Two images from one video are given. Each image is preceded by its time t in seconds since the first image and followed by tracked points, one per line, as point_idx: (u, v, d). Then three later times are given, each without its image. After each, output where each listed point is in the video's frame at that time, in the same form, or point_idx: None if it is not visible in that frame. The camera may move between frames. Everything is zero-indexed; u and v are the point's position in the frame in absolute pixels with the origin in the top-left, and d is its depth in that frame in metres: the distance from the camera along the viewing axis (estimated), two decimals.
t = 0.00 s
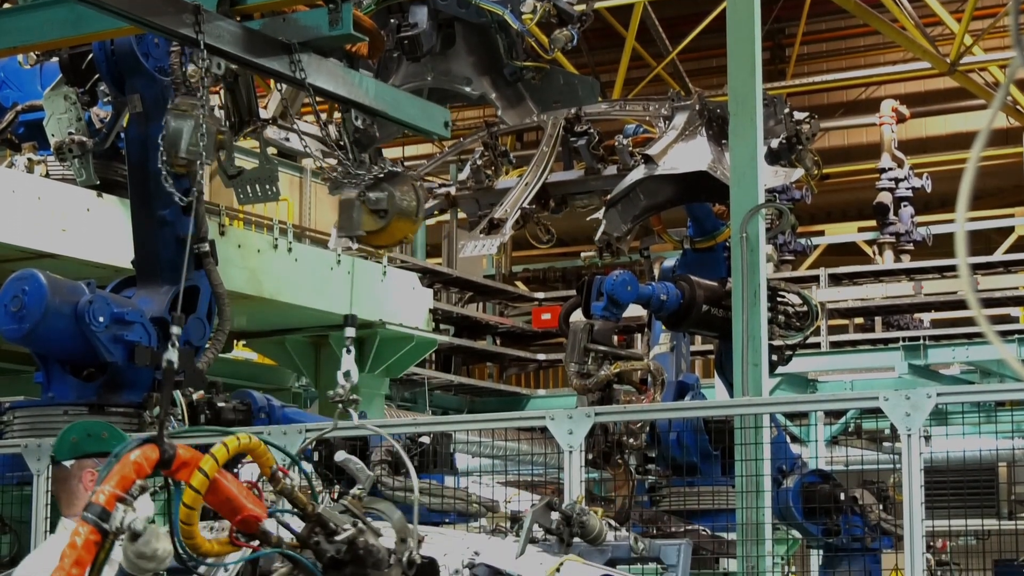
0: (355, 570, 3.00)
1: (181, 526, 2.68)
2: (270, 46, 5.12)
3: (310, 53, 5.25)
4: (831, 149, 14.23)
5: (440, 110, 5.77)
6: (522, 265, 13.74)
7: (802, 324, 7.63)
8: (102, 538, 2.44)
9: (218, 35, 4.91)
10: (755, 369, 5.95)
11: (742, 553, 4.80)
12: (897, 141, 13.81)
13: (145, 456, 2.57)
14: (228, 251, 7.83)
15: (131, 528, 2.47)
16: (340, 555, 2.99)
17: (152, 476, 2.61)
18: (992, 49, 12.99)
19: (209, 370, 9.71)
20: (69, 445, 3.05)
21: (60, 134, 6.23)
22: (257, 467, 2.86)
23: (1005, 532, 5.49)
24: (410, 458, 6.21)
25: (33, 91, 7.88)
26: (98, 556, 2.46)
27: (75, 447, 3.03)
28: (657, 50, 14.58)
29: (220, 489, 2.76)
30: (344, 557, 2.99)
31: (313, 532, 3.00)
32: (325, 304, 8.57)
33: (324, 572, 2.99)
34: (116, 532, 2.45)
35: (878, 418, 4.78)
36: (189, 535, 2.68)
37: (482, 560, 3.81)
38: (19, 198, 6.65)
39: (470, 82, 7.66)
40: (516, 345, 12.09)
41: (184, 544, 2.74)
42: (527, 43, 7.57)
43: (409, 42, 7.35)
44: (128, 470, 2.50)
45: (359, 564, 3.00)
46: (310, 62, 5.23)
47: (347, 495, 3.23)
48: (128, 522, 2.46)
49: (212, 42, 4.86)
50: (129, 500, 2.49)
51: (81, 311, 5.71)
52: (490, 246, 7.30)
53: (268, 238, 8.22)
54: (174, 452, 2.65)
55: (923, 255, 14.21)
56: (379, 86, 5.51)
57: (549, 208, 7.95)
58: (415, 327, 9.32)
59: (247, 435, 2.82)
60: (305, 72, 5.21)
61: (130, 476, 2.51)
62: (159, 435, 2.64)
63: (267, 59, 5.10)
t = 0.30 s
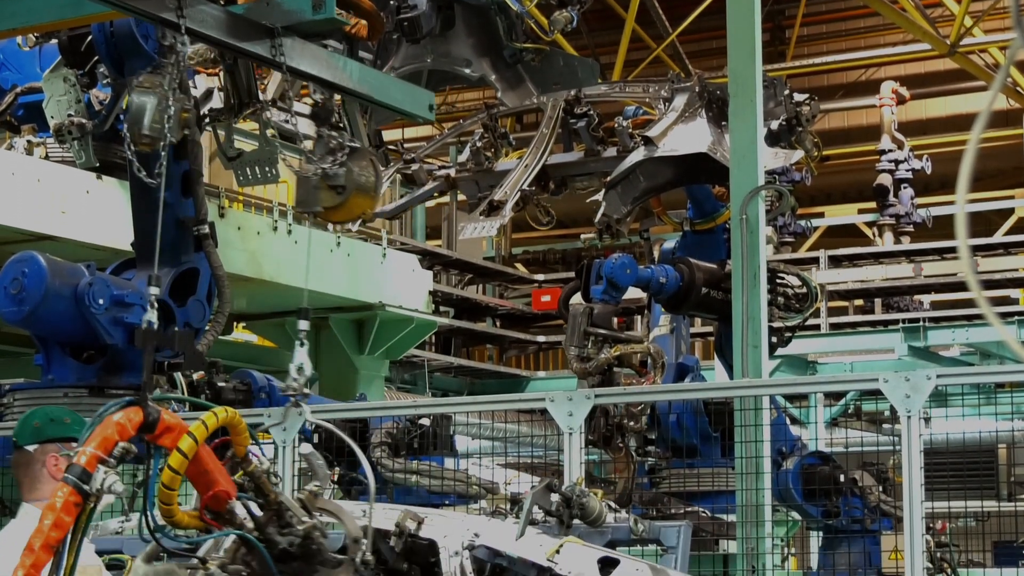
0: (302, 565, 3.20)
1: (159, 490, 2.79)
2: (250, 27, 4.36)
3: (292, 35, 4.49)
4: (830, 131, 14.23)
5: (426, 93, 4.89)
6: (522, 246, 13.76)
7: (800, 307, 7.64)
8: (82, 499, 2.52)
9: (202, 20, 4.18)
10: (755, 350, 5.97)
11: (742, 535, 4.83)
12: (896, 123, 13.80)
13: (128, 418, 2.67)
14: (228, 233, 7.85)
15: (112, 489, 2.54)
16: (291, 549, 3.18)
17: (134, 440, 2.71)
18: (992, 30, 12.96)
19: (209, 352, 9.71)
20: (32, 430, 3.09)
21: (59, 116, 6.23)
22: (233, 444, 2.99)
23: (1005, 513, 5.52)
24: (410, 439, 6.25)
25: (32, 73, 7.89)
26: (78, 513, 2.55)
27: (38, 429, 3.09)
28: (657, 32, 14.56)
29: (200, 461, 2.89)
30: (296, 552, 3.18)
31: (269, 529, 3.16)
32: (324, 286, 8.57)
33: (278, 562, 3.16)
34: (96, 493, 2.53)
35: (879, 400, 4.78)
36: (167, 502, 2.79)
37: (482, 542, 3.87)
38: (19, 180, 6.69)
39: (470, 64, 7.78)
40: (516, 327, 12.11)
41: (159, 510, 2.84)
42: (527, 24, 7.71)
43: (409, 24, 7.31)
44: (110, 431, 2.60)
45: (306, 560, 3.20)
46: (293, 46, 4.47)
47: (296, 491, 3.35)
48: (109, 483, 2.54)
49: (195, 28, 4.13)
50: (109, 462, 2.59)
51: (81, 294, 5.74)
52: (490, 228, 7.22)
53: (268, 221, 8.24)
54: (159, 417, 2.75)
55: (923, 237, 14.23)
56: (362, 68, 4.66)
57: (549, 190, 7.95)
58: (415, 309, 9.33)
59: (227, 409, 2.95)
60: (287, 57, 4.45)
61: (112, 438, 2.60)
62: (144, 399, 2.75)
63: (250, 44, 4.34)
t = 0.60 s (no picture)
0: (242, 551, 3.54)
1: (129, 481, 2.98)
2: (230, 19, 4.47)
3: (269, 23, 4.58)
4: (830, 117, 14.23)
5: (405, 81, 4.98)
6: (522, 233, 13.76)
7: (797, 293, 7.65)
8: (55, 496, 2.58)
9: (177, 9, 4.32)
10: (756, 336, 5.98)
11: (742, 520, 4.85)
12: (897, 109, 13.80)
13: (97, 412, 2.74)
14: (228, 219, 7.86)
15: (83, 484, 2.62)
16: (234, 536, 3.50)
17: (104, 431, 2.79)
18: (993, 15, 12.94)
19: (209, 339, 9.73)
20: (2, 419, 3.06)
21: (59, 101, 6.13)
22: (189, 436, 3.11)
23: (1005, 498, 5.55)
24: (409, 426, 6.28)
25: (32, 59, 7.88)
26: (52, 510, 2.60)
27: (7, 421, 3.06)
28: (658, 18, 14.54)
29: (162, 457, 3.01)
30: (237, 537, 3.51)
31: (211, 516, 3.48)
32: (323, 271, 8.59)
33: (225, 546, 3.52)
34: (69, 488, 2.60)
35: (879, 385, 4.79)
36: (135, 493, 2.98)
37: (482, 528, 3.87)
38: (19, 166, 6.69)
39: (469, 50, 7.84)
40: (516, 313, 12.11)
41: (125, 503, 3.04)
42: (527, 10, 7.74)
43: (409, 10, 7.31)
44: (80, 426, 2.66)
45: (247, 546, 3.53)
46: (269, 34, 4.56)
47: (235, 473, 3.62)
48: (80, 478, 2.61)
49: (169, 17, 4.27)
50: (80, 457, 2.65)
51: (81, 280, 5.80)
52: (490, 214, 7.14)
53: (268, 207, 8.25)
54: (127, 409, 2.84)
55: (923, 223, 14.22)
56: (341, 56, 4.75)
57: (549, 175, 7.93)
58: (416, 295, 9.35)
59: (189, 405, 3.06)
60: (262, 46, 4.54)
61: (84, 432, 2.67)
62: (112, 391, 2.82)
63: (226, 33, 4.44)
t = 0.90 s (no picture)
0: (195, 521, 3.55)
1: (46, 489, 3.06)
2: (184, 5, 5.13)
3: (226, 12, 5.25)
4: (830, 98, 14.22)
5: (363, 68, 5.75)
6: (522, 214, 13.76)
7: (794, 275, 7.68)
8: None
9: None
10: (755, 318, 5.98)
11: (742, 501, 4.87)
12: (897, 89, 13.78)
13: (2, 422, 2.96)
14: (227, 200, 7.85)
15: None
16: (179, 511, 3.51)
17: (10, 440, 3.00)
18: None
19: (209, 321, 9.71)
20: None
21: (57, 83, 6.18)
22: (98, 425, 3.21)
23: (1006, 478, 5.57)
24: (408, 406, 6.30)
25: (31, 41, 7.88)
26: None
27: None
28: None
29: (74, 451, 3.14)
30: (184, 510, 3.51)
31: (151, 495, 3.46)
32: (322, 253, 8.60)
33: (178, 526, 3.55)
34: None
35: (879, 366, 4.80)
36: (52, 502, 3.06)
37: (482, 509, 3.84)
38: (18, 148, 6.72)
39: (469, 31, 7.52)
40: (516, 295, 12.13)
41: (47, 508, 3.09)
42: None
43: None
44: None
45: (198, 516, 3.54)
46: (225, 22, 5.23)
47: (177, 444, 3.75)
48: None
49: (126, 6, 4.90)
50: None
51: (81, 262, 6.07)
52: (489, 195, 7.13)
53: (267, 187, 8.24)
54: (30, 416, 3.03)
55: (924, 203, 14.23)
56: (297, 44, 5.44)
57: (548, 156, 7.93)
58: (415, 276, 9.35)
59: (90, 396, 3.16)
60: (217, 32, 5.21)
61: None
62: (15, 400, 3.03)
63: (182, 20, 5.12)
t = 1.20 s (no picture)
0: (138, 489, 3.56)
1: None
2: None
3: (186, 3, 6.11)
4: (829, 81, 14.20)
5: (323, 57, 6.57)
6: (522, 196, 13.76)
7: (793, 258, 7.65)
8: None
9: None
10: (756, 301, 5.96)
11: (741, 485, 4.88)
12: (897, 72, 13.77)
13: None
14: (227, 182, 7.85)
15: None
16: (124, 482, 3.52)
17: None
18: None
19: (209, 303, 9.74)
20: None
21: (57, 65, 6.17)
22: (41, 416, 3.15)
23: (1005, 461, 5.59)
24: (409, 389, 6.31)
25: (29, 23, 7.85)
26: None
27: None
28: None
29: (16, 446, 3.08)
30: (127, 481, 3.52)
31: (95, 467, 3.48)
32: (323, 235, 8.60)
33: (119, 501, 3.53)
34: None
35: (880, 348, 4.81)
36: (0, 487, 2.94)
37: (482, 492, 3.86)
38: (17, 131, 6.71)
39: (468, 13, 7.70)
40: (516, 277, 12.13)
41: None
42: None
43: None
44: None
45: (141, 483, 3.55)
46: (182, 11, 6.08)
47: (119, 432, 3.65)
48: None
49: None
50: None
51: (80, 245, 6.16)
52: (489, 177, 7.14)
53: (267, 170, 8.25)
54: None
55: (923, 186, 14.23)
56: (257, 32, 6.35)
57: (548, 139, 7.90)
58: (415, 259, 9.35)
59: (34, 388, 3.10)
60: (177, 19, 6.07)
61: None
62: None
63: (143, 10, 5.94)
